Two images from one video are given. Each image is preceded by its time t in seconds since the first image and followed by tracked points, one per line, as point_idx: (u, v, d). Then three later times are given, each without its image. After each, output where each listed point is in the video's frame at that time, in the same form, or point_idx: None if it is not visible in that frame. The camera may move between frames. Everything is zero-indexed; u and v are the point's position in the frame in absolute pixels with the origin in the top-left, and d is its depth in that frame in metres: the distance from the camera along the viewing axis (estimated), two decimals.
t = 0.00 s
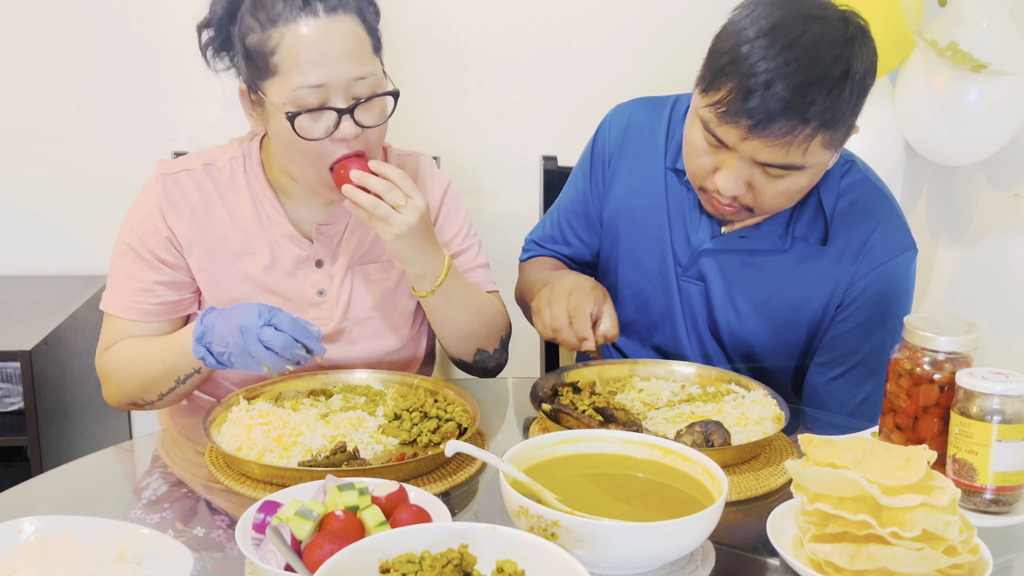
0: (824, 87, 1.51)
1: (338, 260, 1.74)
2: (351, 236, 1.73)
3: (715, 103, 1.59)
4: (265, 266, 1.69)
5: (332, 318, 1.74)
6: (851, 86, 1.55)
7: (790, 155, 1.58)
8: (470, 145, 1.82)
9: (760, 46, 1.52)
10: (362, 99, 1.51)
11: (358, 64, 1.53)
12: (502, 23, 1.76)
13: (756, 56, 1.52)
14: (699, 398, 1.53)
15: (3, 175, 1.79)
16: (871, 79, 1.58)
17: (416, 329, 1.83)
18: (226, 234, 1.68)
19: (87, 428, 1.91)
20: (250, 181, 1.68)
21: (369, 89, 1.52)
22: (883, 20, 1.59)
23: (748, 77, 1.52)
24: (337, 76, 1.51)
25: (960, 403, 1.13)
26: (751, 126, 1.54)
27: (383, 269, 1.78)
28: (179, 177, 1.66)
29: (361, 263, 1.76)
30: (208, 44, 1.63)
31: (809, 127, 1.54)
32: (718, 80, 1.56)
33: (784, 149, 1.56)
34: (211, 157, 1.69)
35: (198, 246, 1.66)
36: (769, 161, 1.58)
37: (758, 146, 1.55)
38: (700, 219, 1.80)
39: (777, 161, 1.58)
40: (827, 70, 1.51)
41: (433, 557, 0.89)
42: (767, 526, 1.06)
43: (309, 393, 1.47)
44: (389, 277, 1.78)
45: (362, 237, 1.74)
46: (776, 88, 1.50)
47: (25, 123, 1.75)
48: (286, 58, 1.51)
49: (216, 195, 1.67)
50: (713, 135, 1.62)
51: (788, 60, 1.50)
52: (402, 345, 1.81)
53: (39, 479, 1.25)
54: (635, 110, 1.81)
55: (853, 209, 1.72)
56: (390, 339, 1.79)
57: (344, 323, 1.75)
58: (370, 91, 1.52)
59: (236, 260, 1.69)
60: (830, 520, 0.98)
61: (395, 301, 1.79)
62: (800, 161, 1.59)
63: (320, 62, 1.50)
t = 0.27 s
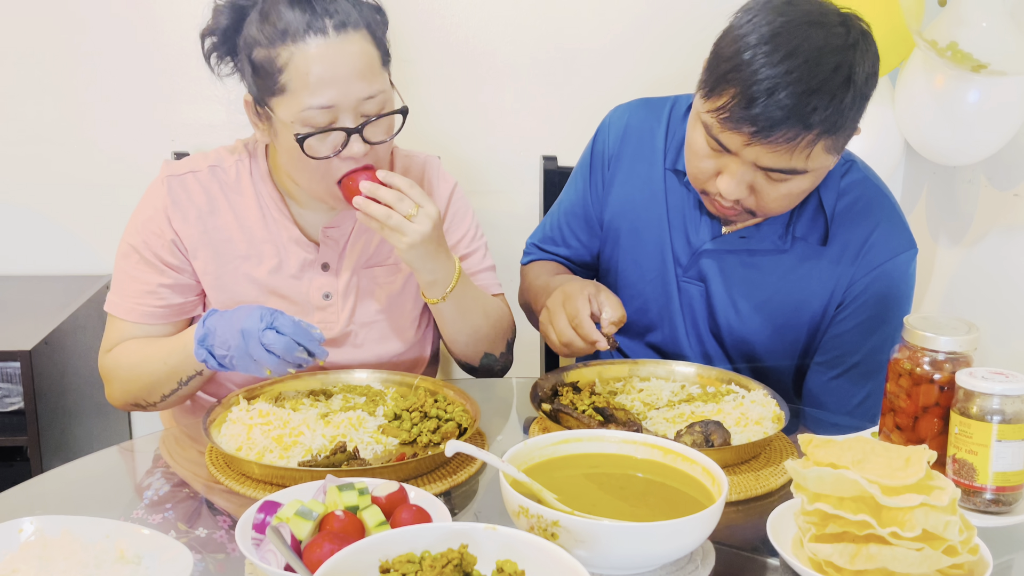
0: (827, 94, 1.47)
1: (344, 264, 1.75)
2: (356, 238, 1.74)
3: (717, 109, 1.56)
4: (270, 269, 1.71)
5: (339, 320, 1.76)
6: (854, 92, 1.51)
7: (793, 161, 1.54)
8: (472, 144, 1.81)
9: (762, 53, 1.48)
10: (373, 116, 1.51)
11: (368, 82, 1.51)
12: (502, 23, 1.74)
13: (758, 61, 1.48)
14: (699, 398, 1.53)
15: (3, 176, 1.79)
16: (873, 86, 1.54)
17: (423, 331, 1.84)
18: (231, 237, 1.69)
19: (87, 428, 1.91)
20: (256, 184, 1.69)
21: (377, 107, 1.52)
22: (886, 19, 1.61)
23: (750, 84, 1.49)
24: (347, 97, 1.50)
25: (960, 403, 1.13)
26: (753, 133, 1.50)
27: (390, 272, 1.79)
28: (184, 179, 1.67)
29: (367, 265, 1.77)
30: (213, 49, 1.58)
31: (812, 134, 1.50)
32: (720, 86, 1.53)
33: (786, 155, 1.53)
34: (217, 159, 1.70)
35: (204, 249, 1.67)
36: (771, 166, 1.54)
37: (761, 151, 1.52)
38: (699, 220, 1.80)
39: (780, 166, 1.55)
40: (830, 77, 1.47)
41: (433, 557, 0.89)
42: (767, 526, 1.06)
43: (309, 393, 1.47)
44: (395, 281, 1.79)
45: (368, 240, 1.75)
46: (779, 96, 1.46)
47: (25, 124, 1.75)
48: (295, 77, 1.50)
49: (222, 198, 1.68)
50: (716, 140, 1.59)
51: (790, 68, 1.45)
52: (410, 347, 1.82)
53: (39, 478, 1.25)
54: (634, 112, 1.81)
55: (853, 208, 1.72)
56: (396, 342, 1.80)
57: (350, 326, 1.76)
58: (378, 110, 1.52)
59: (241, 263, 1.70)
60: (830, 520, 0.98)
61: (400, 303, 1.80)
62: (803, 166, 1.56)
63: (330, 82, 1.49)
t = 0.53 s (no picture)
0: (831, 95, 1.53)
1: (343, 266, 1.78)
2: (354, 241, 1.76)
3: (720, 113, 1.60)
4: (269, 273, 1.74)
5: (339, 323, 1.79)
6: (857, 94, 1.57)
7: (798, 161, 1.59)
8: (472, 142, 1.78)
9: (766, 55, 1.53)
10: (362, 125, 1.57)
11: (356, 92, 1.57)
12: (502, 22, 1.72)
13: (762, 65, 1.53)
14: (699, 398, 1.54)
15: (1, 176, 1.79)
16: (875, 87, 1.60)
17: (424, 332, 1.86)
18: (229, 242, 1.73)
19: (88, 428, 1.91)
20: (253, 189, 1.71)
21: (367, 118, 1.58)
22: (884, 19, 1.60)
23: (754, 87, 1.53)
24: (335, 108, 1.55)
25: (961, 403, 1.13)
26: (758, 136, 1.54)
27: (388, 273, 1.81)
28: (181, 184, 1.70)
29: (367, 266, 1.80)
30: (208, 51, 1.62)
31: (816, 135, 1.56)
32: (724, 89, 1.57)
33: (791, 156, 1.58)
34: (213, 163, 1.72)
35: (202, 253, 1.71)
36: (776, 169, 1.58)
37: (765, 154, 1.56)
38: (701, 219, 1.81)
39: (785, 168, 1.59)
40: (834, 78, 1.53)
41: (433, 557, 0.89)
42: (767, 526, 1.06)
43: (309, 393, 1.47)
44: (394, 282, 1.81)
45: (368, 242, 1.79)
46: (783, 98, 1.52)
47: (22, 124, 1.74)
48: (283, 88, 1.55)
49: (219, 202, 1.72)
50: (718, 143, 1.63)
51: (795, 69, 1.51)
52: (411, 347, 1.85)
53: (40, 478, 1.25)
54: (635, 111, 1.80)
55: (854, 208, 1.73)
56: (396, 344, 1.83)
57: (350, 328, 1.80)
58: (367, 119, 1.58)
59: (239, 267, 1.74)
60: (830, 520, 0.98)
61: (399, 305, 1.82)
62: (808, 167, 1.60)
63: (319, 93, 1.53)
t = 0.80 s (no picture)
0: (837, 101, 1.50)
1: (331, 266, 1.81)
2: (342, 241, 1.80)
3: (725, 121, 1.58)
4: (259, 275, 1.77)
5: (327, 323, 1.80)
6: (862, 97, 1.53)
7: (804, 167, 1.58)
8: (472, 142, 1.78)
9: (770, 64, 1.49)
10: (328, 131, 1.59)
11: (320, 97, 1.54)
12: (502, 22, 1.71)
13: (767, 74, 1.50)
14: (699, 398, 1.53)
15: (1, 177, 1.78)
16: (880, 89, 1.56)
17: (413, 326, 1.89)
18: (215, 250, 1.76)
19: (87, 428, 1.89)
20: (239, 193, 1.73)
21: (333, 122, 1.59)
22: (885, 20, 1.58)
23: (760, 97, 1.51)
24: (297, 112, 1.54)
25: (961, 403, 1.13)
26: (765, 145, 1.54)
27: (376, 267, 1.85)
28: (168, 190, 1.72)
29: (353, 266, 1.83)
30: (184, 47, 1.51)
31: (822, 142, 1.54)
32: (729, 97, 1.55)
33: (798, 163, 1.56)
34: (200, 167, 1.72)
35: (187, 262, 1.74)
36: (782, 174, 1.57)
37: (772, 160, 1.55)
38: (702, 218, 1.81)
39: (792, 174, 1.58)
40: (840, 84, 1.49)
41: (433, 557, 0.89)
42: (767, 526, 1.06)
43: (308, 393, 1.47)
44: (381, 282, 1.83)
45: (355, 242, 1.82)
46: (789, 107, 1.49)
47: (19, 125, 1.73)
48: (250, 92, 1.51)
49: (205, 207, 1.74)
50: (727, 151, 1.62)
51: (801, 77, 1.48)
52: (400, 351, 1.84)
53: (39, 478, 1.25)
54: (636, 110, 1.81)
55: (855, 208, 1.72)
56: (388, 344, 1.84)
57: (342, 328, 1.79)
58: (335, 124, 1.59)
59: (226, 272, 1.77)
60: (830, 520, 0.98)
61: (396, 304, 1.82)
62: (814, 172, 1.59)
63: (282, 95, 1.50)
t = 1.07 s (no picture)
0: (839, 101, 1.41)
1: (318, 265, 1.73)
2: (330, 241, 1.73)
3: (724, 125, 1.51)
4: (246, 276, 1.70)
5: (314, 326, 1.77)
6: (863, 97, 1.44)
7: (805, 168, 1.49)
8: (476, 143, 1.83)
9: (769, 64, 1.41)
10: (306, 127, 1.44)
11: (297, 92, 1.42)
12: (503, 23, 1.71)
13: (766, 74, 1.41)
14: (699, 398, 1.53)
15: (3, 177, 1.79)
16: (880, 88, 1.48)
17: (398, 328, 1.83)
18: (203, 250, 1.68)
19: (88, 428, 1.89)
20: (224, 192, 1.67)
21: (311, 119, 1.45)
22: (886, 20, 1.59)
23: (759, 98, 1.43)
24: (271, 106, 1.40)
25: (960, 403, 1.13)
26: (764, 148, 1.46)
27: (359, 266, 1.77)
28: (155, 191, 1.67)
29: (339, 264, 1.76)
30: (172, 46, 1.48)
31: (824, 142, 1.45)
32: (727, 101, 1.48)
33: (799, 163, 1.48)
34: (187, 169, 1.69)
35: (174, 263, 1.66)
36: (784, 175, 1.50)
37: (773, 162, 1.48)
38: (702, 218, 1.78)
39: (793, 174, 1.51)
40: (840, 84, 1.41)
41: (433, 556, 0.89)
42: (767, 526, 1.06)
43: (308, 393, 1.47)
44: (365, 279, 1.77)
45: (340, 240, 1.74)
46: (790, 109, 1.40)
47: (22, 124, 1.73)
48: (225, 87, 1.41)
49: (192, 209, 1.68)
50: (727, 154, 1.55)
51: (801, 78, 1.39)
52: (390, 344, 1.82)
53: (39, 478, 1.24)
54: (637, 111, 1.85)
55: (855, 208, 1.72)
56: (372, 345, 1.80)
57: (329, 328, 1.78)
58: (312, 121, 1.45)
59: (213, 273, 1.69)
60: (830, 520, 0.98)
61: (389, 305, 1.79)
62: (816, 171, 1.50)
63: (258, 89, 1.39)
